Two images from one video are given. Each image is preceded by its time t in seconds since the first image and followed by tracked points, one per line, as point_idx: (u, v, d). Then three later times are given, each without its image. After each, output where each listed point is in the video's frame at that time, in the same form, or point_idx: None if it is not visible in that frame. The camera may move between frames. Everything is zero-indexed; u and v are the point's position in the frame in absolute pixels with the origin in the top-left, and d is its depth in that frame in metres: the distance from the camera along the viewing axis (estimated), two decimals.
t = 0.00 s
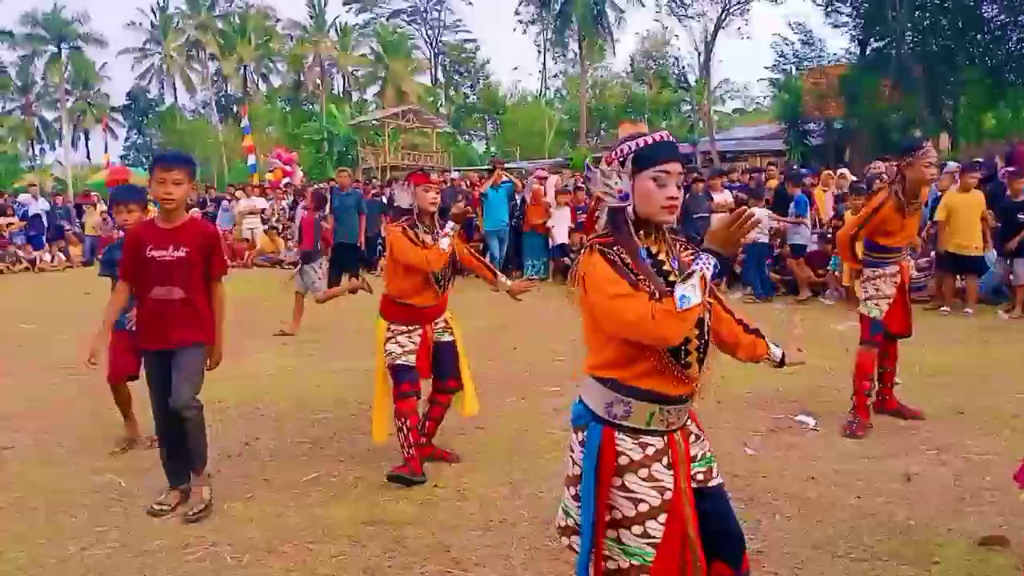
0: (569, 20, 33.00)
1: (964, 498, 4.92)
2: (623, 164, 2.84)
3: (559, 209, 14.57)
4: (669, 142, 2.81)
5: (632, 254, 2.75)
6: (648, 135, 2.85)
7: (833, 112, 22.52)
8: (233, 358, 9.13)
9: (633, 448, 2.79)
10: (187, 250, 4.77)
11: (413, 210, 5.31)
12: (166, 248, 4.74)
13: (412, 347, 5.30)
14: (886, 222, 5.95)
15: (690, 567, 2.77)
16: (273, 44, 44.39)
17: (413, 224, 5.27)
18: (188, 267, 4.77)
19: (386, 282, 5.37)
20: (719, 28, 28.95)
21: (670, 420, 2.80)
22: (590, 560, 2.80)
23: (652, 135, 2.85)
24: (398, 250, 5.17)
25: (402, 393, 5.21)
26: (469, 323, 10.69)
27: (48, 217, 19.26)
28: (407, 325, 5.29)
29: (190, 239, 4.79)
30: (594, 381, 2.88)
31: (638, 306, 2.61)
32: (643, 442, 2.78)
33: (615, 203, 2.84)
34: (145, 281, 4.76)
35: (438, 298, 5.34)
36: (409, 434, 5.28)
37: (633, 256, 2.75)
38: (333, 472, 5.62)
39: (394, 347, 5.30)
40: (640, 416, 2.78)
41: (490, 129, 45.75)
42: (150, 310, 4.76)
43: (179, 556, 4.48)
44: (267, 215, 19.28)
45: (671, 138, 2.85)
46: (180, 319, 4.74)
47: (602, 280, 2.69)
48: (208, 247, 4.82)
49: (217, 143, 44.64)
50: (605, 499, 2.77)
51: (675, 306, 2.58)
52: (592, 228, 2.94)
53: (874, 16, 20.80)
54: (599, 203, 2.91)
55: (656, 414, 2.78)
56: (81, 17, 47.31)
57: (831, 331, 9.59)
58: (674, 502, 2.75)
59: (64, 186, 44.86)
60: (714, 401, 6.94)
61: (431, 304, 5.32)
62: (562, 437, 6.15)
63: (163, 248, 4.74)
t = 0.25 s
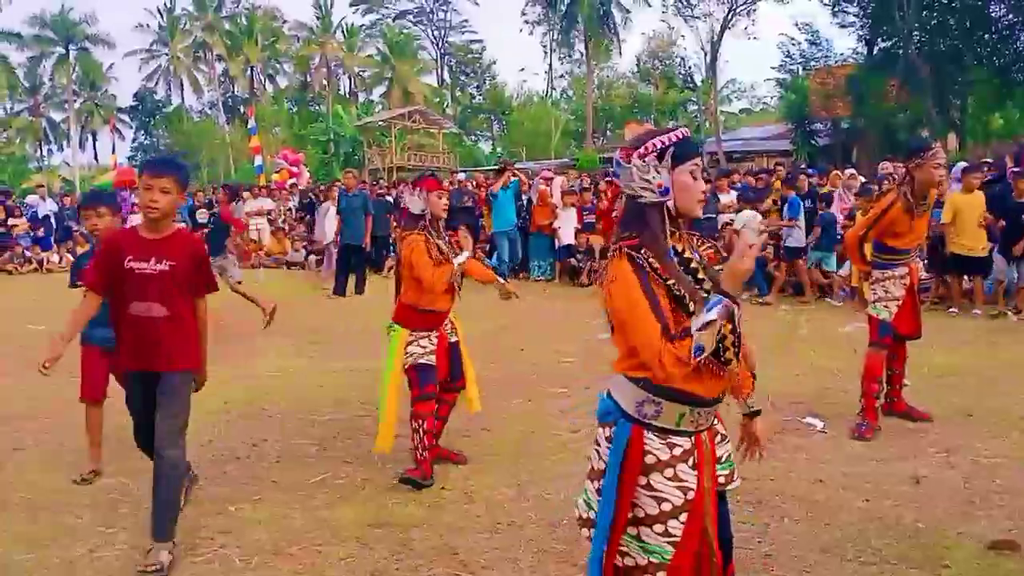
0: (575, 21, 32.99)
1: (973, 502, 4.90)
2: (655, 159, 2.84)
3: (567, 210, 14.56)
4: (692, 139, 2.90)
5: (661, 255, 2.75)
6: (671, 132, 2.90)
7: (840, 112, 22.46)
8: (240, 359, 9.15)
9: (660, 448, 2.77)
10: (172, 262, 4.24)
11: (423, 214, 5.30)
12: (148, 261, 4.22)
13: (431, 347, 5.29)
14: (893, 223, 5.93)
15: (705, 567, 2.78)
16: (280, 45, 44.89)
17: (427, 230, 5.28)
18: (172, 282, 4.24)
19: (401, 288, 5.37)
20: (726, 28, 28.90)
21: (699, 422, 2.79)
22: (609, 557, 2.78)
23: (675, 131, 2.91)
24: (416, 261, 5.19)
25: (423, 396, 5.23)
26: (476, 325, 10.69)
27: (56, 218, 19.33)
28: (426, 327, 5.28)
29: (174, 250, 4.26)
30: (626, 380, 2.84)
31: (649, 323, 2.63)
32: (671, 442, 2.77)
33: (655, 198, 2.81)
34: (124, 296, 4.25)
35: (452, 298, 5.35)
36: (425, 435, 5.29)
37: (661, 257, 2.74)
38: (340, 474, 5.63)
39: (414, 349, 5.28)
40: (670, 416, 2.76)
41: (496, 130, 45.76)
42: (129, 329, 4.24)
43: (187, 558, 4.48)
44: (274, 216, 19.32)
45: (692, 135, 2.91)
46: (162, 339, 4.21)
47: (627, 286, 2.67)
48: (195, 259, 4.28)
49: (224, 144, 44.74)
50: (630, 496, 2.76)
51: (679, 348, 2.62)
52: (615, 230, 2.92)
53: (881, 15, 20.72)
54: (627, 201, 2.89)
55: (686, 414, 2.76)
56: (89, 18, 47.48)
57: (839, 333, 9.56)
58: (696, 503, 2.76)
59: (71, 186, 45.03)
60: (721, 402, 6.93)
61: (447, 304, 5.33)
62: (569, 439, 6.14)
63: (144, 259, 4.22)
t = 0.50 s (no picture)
0: (578, 22, 33.00)
1: (978, 505, 4.88)
2: (675, 167, 2.80)
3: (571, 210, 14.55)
4: (711, 148, 2.87)
5: (673, 266, 2.75)
6: (690, 138, 2.88)
7: (843, 113, 22.45)
8: (243, 360, 9.16)
9: (658, 450, 2.74)
10: (145, 261, 3.85)
11: (431, 209, 5.29)
12: (120, 260, 3.85)
13: (438, 347, 5.32)
14: (899, 225, 5.92)
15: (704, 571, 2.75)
16: (283, 46, 45.00)
17: (434, 223, 5.27)
18: (145, 283, 3.86)
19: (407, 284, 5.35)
20: (729, 29, 28.88)
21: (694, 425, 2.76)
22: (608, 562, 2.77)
23: (694, 138, 2.89)
24: (422, 255, 5.16)
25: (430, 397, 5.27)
26: (479, 326, 10.69)
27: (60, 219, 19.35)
28: (434, 326, 5.29)
29: (148, 247, 3.87)
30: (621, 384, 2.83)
31: (636, 329, 2.62)
32: (668, 445, 2.74)
33: (676, 207, 2.81)
34: (93, 298, 3.90)
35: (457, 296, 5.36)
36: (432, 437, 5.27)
37: (673, 268, 2.75)
38: (343, 476, 5.62)
39: (428, 346, 5.30)
40: (666, 419, 2.73)
41: (499, 130, 45.77)
42: (101, 335, 3.88)
43: (190, 560, 4.48)
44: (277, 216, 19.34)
45: (709, 142, 2.90)
46: (133, 346, 3.86)
47: (633, 297, 2.66)
48: (171, 257, 3.87)
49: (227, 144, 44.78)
50: (631, 500, 2.75)
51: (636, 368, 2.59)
52: (628, 233, 2.91)
53: (885, 16, 20.70)
54: (645, 205, 2.86)
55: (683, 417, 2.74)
56: (93, 19, 47.55)
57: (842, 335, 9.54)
58: (694, 506, 2.74)
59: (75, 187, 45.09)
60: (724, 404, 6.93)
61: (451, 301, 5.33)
62: (572, 441, 6.14)
63: (115, 258, 3.85)
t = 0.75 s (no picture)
0: (585, 21, 32.98)
1: (986, 505, 4.87)
2: (667, 181, 2.81)
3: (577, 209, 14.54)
4: (703, 164, 2.89)
5: (664, 277, 2.75)
6: (684, 154, 2.89)
7: (851, 111, 22.41)
8: (251, 360, 9.18)
9: (657, 460, 2.76)
10: (111, 281, 3.61)
11: (437, 211, 5.33)
12: (83, 280, 3.60)
13: (443, 348, 5.28)
14: (907, 225, 5.89)
15: None
16: (290, 46, 45.14)
17: (438, 225, 5.31)
18: (110, 303, 3.62)
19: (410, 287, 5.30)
20: (735, 27, 28.82)
21: (691, 434, 2.79)
22: None
23: (687, 153, 2.90)
24: (416, 262, 5.22)
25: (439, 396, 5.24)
26: (484, 326, 10.70)
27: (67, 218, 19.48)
28: (438, 327, 5.25)
29: (114, 266, 3.62)
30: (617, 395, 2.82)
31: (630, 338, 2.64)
32: (666, 455, 2.76)
33: (667, 221, 2.81)
34: (55, 318, 3.65)
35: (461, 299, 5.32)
36: (439, 438, 5.29)
37: (664, 279, 2.75)
38: (350, 476, 5.63)
39: (431, 348, 5.26)
40: (664, 428, 2.76)
41: (505, 130, 45.81)
42: (67, 361, 3.63)
43: (197, 560, 4.49)
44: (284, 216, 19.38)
45: (703, 157, 2.91)
46: (98, 372, 3.64)
47: (626, 309, 2.68)
48: (136, 271, 3.64)
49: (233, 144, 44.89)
50: (629, 512, 2.74)
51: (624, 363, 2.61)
52: (620, 245, 2.92)
53: (893, 14, 20.63)
54: (636, 218, 2.87)
55: (680, 426, 2.76)
56: (99, 19, 47.73)
57: (850, 335, 9.52)
58: (695, 515, 2.75)
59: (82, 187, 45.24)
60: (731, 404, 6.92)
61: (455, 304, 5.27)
62: (578, 441, 6.14)
63: (78, 279, 3.60)
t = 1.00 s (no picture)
0: (587, 23, 32.99)
1: (990, 509, 4.85)
2: (652, 179, 2.82)
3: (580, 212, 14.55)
4: (691, 158, 2.84)
5: (657, 271, 2.75)
6: (674, 149, 2.87)
7: (854, 113, 22.40)
8: (254, 363, 9.19)
9: (661, 459, 2.75)
10: (54, 282, 3.19)
11: (438, 215, 5.37)
12: (22, 281, 3.19)
13: (439, 351, 5.27)
14: (910, 229, 5.89)
15: None
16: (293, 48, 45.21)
17: (438, 227, 5.35)
18: (53, 310, 3.20)
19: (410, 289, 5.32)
20: (738, 30, 28.81)
21: (696, 432, 2.79)
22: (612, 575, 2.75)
23: (678, 149, 2.89)
24: (415, 255, 5.19)
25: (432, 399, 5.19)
26: (487, 329, 10.72)
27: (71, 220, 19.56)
28: (437, 329, 5.25)
29: (58, 266, 3.21)
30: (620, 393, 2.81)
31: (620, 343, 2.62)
32: (670, 453, 2.76)
33: (651, 219, 2.83)
34: None
35: (462, 303, 5.33)
36: (434, 440, 5.29)
37: (657, 272, 2.75)
38: (352, 479, 5.63)
39: (426, 351, 5.25)
40: (668, 427, 2.75)
41: (508, 132, 45.85)
42: None
43: (199, 563, 4.48)
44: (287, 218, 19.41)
45: (695, 153, 2.89)
46: (34, 384, 3.20)
47: (621, 307, 2.65)
48: (83, 276, 3.25)
49: (237, 146, 44.95)
50: (633, 512, 2.74)
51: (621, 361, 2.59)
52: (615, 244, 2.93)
53: (896, 17, 20.60)
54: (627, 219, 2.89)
55: (684, 424, 2.75)
56: (103, 21, 47.85)
57: (853, 338, 9.51)
58: (699, 514, 2.75)
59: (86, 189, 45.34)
60: (734, 408, 6.92)
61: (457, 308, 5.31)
62: (581, 444, 6.14)
63: (17, 281, 3.19)
